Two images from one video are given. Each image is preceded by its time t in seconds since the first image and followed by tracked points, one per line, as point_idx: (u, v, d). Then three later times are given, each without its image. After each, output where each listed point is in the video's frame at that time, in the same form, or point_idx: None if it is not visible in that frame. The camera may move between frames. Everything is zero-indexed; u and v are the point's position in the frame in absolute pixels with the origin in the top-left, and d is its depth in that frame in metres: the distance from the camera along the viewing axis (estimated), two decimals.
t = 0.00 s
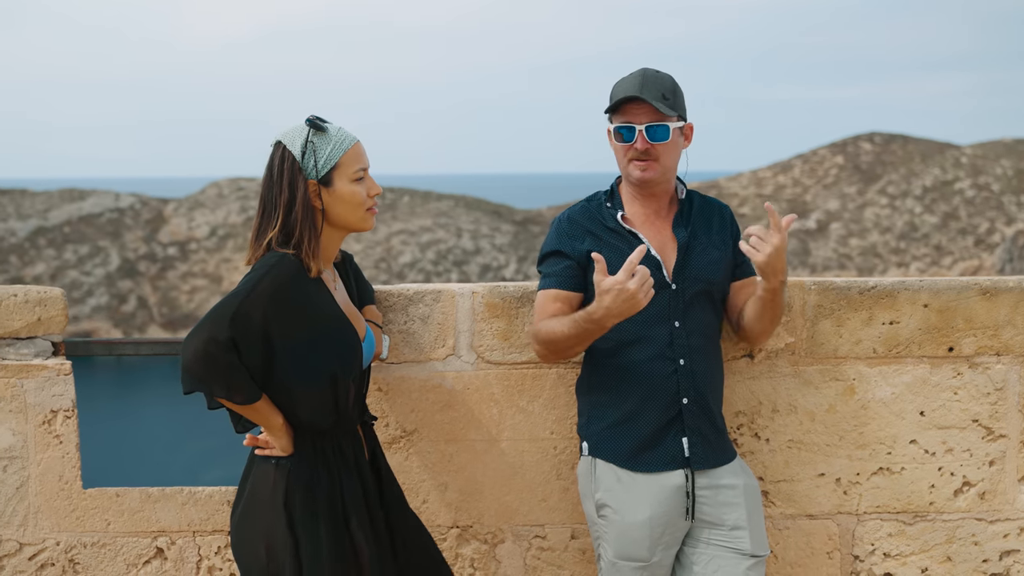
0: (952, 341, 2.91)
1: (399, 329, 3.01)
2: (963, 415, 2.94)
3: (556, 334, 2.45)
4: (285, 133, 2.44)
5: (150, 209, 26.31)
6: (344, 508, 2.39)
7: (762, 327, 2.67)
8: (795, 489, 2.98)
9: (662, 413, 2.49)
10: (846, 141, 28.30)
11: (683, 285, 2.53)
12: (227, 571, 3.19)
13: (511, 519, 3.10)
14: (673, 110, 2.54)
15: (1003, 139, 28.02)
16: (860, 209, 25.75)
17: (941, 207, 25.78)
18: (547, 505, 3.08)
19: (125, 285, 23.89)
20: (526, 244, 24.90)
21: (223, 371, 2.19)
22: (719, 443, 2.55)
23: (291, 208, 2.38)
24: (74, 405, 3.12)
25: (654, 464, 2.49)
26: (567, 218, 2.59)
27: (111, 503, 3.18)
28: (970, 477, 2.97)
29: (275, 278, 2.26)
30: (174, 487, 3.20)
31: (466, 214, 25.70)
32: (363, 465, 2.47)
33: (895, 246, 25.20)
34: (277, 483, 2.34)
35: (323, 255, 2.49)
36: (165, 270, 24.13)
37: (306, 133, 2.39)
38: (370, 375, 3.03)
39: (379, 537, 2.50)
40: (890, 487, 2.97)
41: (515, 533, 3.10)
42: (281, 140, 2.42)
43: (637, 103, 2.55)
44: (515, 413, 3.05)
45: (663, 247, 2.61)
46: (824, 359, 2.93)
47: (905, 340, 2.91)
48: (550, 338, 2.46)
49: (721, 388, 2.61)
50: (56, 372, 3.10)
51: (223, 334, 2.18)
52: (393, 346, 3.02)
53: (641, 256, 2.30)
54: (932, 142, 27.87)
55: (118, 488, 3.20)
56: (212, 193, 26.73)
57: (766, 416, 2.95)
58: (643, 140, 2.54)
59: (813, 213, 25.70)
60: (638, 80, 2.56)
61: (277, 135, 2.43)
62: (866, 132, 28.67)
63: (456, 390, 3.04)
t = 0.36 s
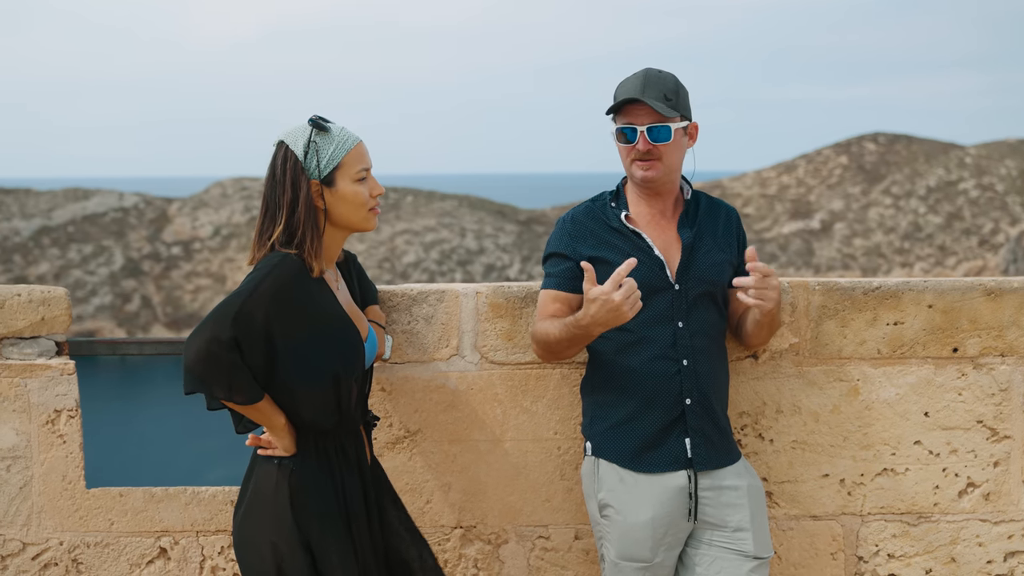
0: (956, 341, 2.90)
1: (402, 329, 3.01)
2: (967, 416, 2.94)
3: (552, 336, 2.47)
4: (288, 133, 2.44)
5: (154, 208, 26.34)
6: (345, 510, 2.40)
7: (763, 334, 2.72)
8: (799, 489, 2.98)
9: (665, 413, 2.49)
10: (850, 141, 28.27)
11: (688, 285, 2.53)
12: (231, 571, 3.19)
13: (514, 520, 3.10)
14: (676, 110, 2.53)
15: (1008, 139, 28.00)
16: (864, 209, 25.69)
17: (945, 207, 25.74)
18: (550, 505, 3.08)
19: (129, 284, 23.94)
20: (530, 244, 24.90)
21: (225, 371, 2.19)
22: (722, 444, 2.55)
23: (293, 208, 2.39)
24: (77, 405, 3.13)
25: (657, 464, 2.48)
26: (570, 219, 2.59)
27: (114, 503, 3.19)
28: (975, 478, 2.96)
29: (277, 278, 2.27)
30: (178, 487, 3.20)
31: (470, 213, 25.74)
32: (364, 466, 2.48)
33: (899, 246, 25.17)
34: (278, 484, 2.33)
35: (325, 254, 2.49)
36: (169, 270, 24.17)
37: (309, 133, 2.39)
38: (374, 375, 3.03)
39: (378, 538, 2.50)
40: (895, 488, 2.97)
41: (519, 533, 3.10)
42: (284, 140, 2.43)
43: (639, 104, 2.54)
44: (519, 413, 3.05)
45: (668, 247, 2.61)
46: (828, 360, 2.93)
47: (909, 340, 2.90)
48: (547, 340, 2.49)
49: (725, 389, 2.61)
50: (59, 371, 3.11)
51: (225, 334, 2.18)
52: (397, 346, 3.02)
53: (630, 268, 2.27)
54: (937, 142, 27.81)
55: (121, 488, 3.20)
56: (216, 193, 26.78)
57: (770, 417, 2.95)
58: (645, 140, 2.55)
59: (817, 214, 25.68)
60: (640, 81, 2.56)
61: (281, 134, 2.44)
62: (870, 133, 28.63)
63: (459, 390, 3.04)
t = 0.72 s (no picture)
0: (959, 342, 2.90)
1: (404, 330, 3.01)
2: (970, 417, 2.93)
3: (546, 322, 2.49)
4: (292, 131, 2.44)
5: (156, 208, 26.37)
6: (345, 511, 2.39)
7: (768, 323, 2.72)
8: (801, 490, 2.97)
9: (668, 414, 2.48)
10: (853, 141, 28.26)
11: (692, 285, 2.52)
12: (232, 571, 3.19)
13: (516, 520, 3.09)
14: (684, 108, 2.53)
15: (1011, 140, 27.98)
16: (868, 209, 25.70)
17: (948, 207, 25.71)
18: (552, 506, 3.08)
19: (132, 283, 23.96)
20: (532, 244, 24.91)
21: (224, 372, 2.19)
22: (725, 445, 2.54)
23: (296, 207, 2.38)
24: (79, 405, 3.13)
25: (661, 465, 2.48)
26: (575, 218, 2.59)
27: (116, 503, 3.19)
28: (978, 479, 2.95)
29: (278, 278, 2.26)
30: (179, 487, 3.20)
31: (472, 213, 25.76)
32: (364, 467, 2.47)
33: (901, 247, 25.15)
34: (278, 485, 2.32)
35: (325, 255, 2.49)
36: (172, 270, 24.19)
37: (313, 131, 2.39)
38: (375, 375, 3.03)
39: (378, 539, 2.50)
40: (897, 489, 2.96)
41: (521, 534, 3.10)
42: (288, 137, 2.42)
43: (648, 104, 2.53)
44: (521, 414, 3.04)
45: (673, 247, 2.61)
46: (831, 360, 2.92)
47: (912, 341, 2.89)
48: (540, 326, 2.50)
49: (728, 390, 2.60)
50: (61, 371, 3.11)
51: (225, 335, 2.18)
52: (399, 346, 3.01)
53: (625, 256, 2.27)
54: (940, 142, 27.77)
55: (123, 487, 3.20)
56: (218, 192, 26.80)
57: (773, 418, 2.94)
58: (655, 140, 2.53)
59: (820, 214, 25.66)
60: (646, 80, 2.53)
61: (285, 132, 2.43)
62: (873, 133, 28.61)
63: (461, 390, 3.03)
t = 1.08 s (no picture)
0: (961, 344, 2.89)
1: (405, 331, 3.00)
2: (972, 419, 2.92)
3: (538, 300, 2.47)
4: (294, 131, 2.43)
5: (158, 208, 26.39)
6: (345, 513, 2.39)
7: (770, 328, 2.70)
8: (803, 492, 2.97)
9: (668, 416, 2.47)
10: (855, 142, 28.26)
11: (694, 286, 2.51)
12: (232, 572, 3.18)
13: (517, 521, 3.09)
14: (668, 107, 2.51)
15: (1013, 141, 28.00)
16: (869, 211, 25.74)
17: (949, 208, 25.72)
18: (553, 507, 3.07)
19: (133, 284, 23.98)
20: (534, 245, 24.94)
21: (225, 372, 2.18)
22: (726, 447, 2.53)
23: (297, 208, 2.37)
24: (79, 406, 3.12)
25: (661, 467, 2.47)
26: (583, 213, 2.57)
27: (116, 504, 3.18)
28: (979, 481, 2.95)
29: (279, 280, 2.26)
30: (179, 488, 3.20)
31: (474, 213, 25.79)
32: (365, 468, 2.47)
33: (903, 248, 25.14)
34: (279, 487, 2.32)
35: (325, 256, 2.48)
36: (173, 270, 24.22)
37: (314, 132, 2.39)
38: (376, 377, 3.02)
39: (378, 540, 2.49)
40: (899, 491, 2.95)
41: (521, 535, 3.09)
42: (289, 138, 2.42)
43: (631, 106, 2.53)
44: (521, 415, 3.04)
45: (674, 247, 2.60)
46: (833, 362, 2.91)
47: (914, 343, 2.89)
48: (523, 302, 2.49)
49: (729, 392, 2.60)
50: (61, 372, 3.10)
51: (226, 336, 2.17)
52: (400, 347, 3.01)
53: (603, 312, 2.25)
54: (942, 143, 27.77)
55: (123, 488, 3.20)
56: (220, 192, 26.83)
57: (774, 420, 2.94)
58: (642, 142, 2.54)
59: (822, 214, 25.65)
60: (629, 83, 2.54)
61: (286, 132, 2.43)
62: (875, 134, 28.62)
63: (462, 391, 3.03)
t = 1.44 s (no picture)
0: (952, 348, 2.89)
1: (395, 333, 2.99)
2: (963, 424, 2.92)
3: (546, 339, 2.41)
4: (284, 133, 2.42)
5: (151, 210, 26.34)
6: (336, 516, 2.37)
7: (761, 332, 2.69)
8: (793, 496, 2.96)
9: (657, 421, 2.46)
10: (848, 147, 28.36)
11: (683, 290, 2.51)
12: None
13: (507, 525, 3.07)
14: (667, 109, 2.52)
15: (1004, 146, 28.16)
16: (861, 215, 25.83)
17: (942, 212, 25.82)
18: (544, 511, 3.06)
19: (126, 286, 23.93)
20: (527, 248, 24.97)
21: (213, 375, 2.17)
22: (716, 451, 2.52)
23: (287, 210, 2.36)
24: (67, 408, 3.10)
25: (651, 472, 2.46)
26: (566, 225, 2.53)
27: (104, 506, 3.16)
28: (970, 485, 2.94)
29: (268, 282, 2.24)
30: (168, 491, 3.18)
31: (467, 216, 25.82)
32: (355, 472, 2.45)
33: (896, 252, 25.22)
34: (269, 490, 2.30)
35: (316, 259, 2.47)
36: (166, 272, 24.16)
37: (304, 134, 2.38)
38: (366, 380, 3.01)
39: (370, 546, 2.47)
40: (890, 496, 2.95)
41: (511, 539, 3.08)
42: (279, 141, 2.40)
43: (630, 105, 2.53)
44: (512, 419, 3.02)
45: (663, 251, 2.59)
46: (824, 366, 2.91)
47: (905, 347, 2.88)
48: (530, 341, 2.43)
49: (718, 397, 2.59)
50: (50, 374, 3.08)
51: (213, 339, 2.16)
52: (390, 350, 3.00)
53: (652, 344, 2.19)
54: (934, 148, 27.88)
55: (111, 491, 3.18)
56: (214, 195, 26.80)
57: (765, 424, 2.93)
58: (639, 142, 2.53)
59: (815, 218, 25.72)
60: (629, 82, 2.54)
61: (276, 135, 2.42)
62: (867, 139, 28.72)
63: (452, 395, 3.02)
